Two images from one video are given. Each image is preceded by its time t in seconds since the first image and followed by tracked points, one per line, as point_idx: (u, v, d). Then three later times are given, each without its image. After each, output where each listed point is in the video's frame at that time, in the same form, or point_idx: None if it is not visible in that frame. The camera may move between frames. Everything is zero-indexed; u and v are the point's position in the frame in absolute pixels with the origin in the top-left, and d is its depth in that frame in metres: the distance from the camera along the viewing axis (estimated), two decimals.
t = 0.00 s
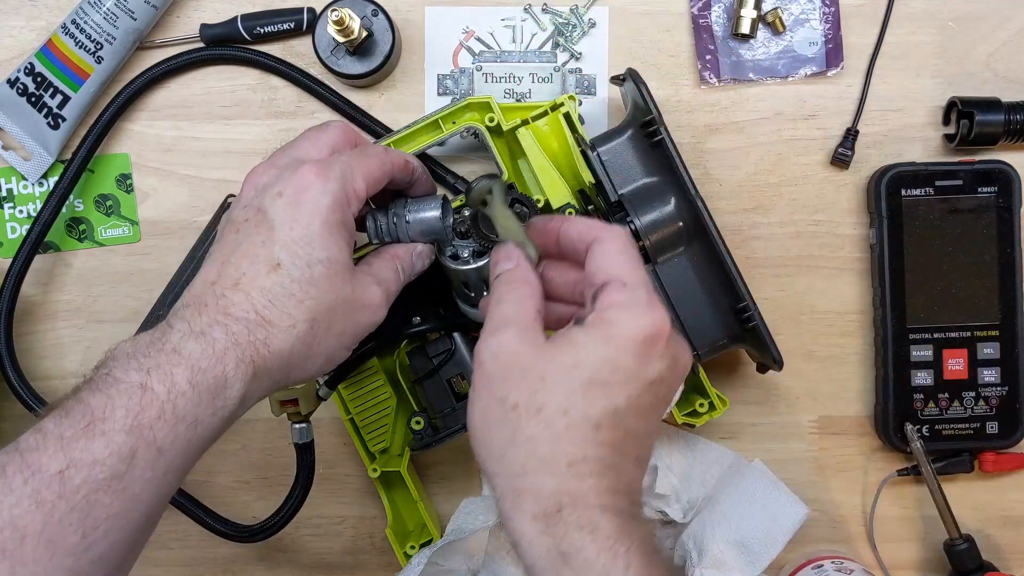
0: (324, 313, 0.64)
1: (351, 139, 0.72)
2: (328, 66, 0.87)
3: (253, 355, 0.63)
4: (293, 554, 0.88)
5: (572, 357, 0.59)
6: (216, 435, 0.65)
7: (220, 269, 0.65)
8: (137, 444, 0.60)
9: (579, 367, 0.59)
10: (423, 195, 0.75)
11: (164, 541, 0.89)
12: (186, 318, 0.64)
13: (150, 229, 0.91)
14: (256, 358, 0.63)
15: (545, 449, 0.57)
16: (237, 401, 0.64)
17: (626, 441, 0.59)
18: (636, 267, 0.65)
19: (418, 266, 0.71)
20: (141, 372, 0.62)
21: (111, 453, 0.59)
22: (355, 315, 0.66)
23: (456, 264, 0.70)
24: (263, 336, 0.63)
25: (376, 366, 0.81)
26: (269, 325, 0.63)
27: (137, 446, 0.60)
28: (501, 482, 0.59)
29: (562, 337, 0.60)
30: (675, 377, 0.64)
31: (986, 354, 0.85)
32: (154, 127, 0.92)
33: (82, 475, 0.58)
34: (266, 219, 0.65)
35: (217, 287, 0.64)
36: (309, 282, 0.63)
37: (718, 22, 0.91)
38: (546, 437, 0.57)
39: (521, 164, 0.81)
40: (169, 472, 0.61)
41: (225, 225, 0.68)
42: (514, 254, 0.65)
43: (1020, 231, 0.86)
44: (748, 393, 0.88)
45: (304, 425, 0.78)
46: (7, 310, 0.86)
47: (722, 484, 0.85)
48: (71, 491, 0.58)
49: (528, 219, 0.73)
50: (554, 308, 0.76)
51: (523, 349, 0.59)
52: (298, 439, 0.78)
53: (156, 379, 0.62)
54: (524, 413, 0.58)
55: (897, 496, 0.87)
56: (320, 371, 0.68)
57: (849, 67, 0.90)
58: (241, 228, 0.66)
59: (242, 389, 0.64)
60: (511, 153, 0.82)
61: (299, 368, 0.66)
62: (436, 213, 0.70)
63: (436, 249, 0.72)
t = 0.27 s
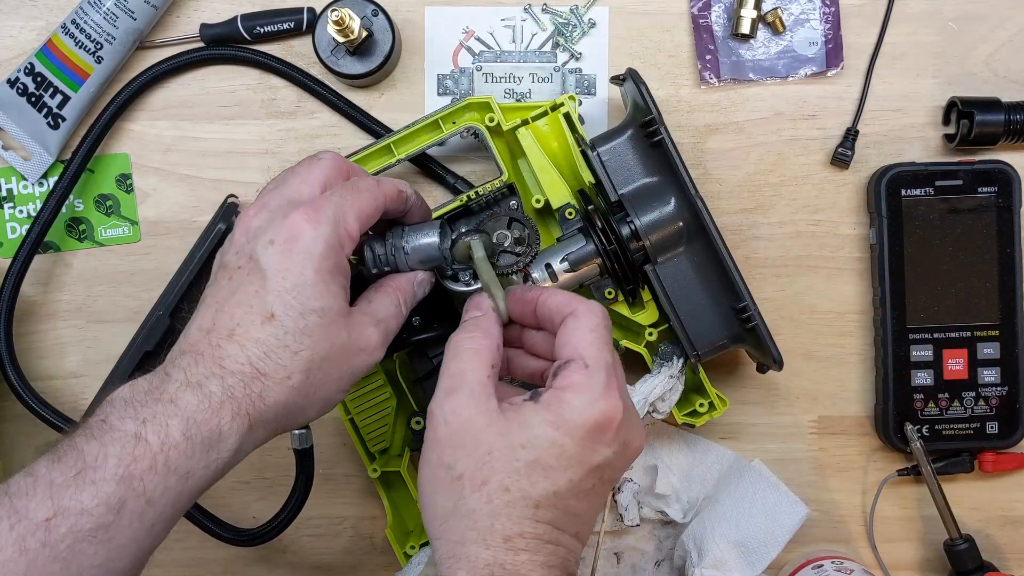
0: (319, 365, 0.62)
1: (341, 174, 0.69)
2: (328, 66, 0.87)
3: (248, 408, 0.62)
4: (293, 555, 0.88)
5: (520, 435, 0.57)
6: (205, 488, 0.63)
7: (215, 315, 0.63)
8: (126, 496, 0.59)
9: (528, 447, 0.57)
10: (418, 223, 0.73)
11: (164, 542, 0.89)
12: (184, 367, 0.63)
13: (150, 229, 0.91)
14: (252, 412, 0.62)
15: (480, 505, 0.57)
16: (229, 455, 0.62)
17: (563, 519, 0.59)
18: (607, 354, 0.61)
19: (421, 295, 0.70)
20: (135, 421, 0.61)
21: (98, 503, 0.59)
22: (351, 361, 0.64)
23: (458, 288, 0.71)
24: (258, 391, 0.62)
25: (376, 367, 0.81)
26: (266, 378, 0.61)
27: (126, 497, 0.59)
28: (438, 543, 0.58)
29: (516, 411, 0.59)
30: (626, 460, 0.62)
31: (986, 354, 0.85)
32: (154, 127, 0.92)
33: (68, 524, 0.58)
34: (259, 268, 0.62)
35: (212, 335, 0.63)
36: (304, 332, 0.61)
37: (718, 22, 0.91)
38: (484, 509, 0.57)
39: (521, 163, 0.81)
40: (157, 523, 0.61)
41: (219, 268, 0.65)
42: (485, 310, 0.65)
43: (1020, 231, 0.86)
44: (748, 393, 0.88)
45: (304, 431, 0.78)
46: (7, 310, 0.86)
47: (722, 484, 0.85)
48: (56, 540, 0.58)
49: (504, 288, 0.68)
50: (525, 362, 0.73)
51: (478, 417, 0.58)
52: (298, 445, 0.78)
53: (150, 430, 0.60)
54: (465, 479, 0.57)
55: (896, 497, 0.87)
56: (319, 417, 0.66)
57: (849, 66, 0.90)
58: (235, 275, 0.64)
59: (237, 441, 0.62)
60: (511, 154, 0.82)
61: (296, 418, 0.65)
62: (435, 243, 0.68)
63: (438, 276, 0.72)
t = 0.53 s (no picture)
0: (322, 403, 0.63)
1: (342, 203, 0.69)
2: (328, 66, 0.87)
3: (251, 448, 0.63)
4: (293, 555, 0.88)
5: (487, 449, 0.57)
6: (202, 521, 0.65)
7: (217, 351, 0.64)
8: (124, 530, 0.60)
9: (494, 461, 0.57)
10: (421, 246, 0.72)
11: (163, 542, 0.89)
12: (187, 402, 0.64)
13: (150, 229, 0.91)
14: (254, 451, 0.63)
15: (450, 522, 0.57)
16: (229, 491, 0.64)
17: (535, 533, 0.59)
18: (572, 361, 0.61)
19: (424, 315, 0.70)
20: (138, 455, 0.62)
21: (96, 538, 0.60)
22: (353, 395, 0.64)
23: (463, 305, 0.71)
24: (262, 429, 0.63)
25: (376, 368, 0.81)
26: (270, 418, 0.63)
27: (124, 532, 0.60)
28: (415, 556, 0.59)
29: (486, 423, 0.59)
30: (598, 472, 0.61)
31: (986, 354, 0.85)
32: (154, 127, 0.92)
33: (65, 558, 0.59)
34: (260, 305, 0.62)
35: (215, 371, 0.63)
36: (307, 370, 0.62)
37: (718, 22, 0.91)
38: (453, 526, 0.57)
39: (520, 163, 0.82)
40: (154, 556, 0.62)
41: (221, 300, 0.66)
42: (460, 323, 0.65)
43: (1020, 231, 0.86)
44: (747, 393, 0.88)
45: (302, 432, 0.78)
46: (7, 310, 0.86)
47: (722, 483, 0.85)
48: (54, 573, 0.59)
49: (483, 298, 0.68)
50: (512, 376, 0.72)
51: (446, 432, 0.58)
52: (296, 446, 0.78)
53: (153, 465, 0.61)
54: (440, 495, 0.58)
55: (896, 497, 0.87)
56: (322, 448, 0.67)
57: (849, 66, 0.90)
58: (237, 310, 0.64)
59: (238, 479, 0.64)
60: (511, 153, 0.82)
61: (299, 451, 0.66)
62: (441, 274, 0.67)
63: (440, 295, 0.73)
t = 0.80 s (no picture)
0: (327, 417, 0.64)
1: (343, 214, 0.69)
2: (328, 66, 0.87)
3: (256, 464, 0.64)
4: (293, 555, 0.88)
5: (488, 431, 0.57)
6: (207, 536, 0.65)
7: (221, 367, 0.64)
8: (129, 547, 0.61)
9: (497, 444, 0.56)
10: (424, 253, 0.72)
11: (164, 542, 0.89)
12: (193, 419, 0.64)
13: (150, 229, 0.91)
14: (259, 467, 0.64)
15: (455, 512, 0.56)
16: (235, 507, 0.65)
17: (545, 521, 0.57)
18: (563, 344, 0.61)
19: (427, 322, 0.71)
20: (144, 471, 0.63)
21: (102, 554, 0.60)
22: (358, 407, 0.65)
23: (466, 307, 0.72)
24: (266, 445, 0.63)
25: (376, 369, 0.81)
26: (274, 433, 0.63)
27: (129, 548, 0.61)
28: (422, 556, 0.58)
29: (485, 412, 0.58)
30: (606, 452, 0.59)
31: (986, 354, 0.85)
32: (154, 127, 0.92)
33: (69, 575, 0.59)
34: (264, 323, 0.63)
35: (219, 387, 0.64)
36: (311, 386, 0.62)
37: (718, 22, 0.91)
38: (460, 518, 0.56)
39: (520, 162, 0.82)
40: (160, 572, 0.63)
41: (223, 314, 0.66)
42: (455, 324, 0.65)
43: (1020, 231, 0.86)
44: (747, 393, 0.88)
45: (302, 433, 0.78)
46: (8, 310, 0.86)
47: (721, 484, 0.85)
48: None
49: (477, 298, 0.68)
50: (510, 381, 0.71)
51: (446, 423, 0.58)
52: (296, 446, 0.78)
53: (158, 481, 0.62)
54: (444, 486, 0.57)
55: (896, 497, 0.87)
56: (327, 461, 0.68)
57: (849, 66, 0.90)
58: (240, 325, 0.64)
59: (244, 495, 0.65)
60: (511, 153, 0.82)
61: (303, 467, 0.67)
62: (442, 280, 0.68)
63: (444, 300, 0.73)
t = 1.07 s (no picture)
0: (323, 422, 0.64)
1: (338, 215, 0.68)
2: (328, 65, 0.87)
3: (252, 467, 0.64)
4: (294, 555, 0.88)
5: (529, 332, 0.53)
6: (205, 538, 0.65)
7: (218, 371, 0.64)
8: (126, 551, 0.61)
9: (544, 342, 0.52)
10: (422, 254, 0.71)
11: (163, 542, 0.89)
12: (190, 422, 0.64)
13: (150, 229, 0.91)
14: (255, 469, 0.64)
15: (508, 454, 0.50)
16: (232, 509, 0.65)
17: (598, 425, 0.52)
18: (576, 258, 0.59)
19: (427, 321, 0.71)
20: (141, 476, 0.63)
21: (99, 557, 0.60)
22: (355, 410, 0.66)
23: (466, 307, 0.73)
24: (263, 449, 0.64)
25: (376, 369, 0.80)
26: (271, 437, 0.64)
27: (126, 551, 0.61)
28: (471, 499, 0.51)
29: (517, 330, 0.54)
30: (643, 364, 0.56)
31: (986, 354, 0.85)
32: (154, 127, 0.92)
33: None
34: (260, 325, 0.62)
35: (216, 390, 0.64)
36: (307, 390, 0.63)
37: (718, 22, 0.91)
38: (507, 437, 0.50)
39: (519, 163, 0.81)
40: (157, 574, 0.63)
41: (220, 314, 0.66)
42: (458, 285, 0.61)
43: (1020, 231, 0.86)
44: (747, 393, 0.88)
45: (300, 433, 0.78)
46: (8, 310, 0.86)
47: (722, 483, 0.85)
48: None
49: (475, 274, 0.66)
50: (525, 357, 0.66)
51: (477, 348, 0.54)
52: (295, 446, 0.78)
53: (156, 487, 0.62)
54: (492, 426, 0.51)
55: (896, 496, 0.87)
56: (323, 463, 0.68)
57: (849, 66, 0.90)
58: (236, 329, 0.64)
59: (240, 497, 0.65)
60: (511, 153, 0.82)
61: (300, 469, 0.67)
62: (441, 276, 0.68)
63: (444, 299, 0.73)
